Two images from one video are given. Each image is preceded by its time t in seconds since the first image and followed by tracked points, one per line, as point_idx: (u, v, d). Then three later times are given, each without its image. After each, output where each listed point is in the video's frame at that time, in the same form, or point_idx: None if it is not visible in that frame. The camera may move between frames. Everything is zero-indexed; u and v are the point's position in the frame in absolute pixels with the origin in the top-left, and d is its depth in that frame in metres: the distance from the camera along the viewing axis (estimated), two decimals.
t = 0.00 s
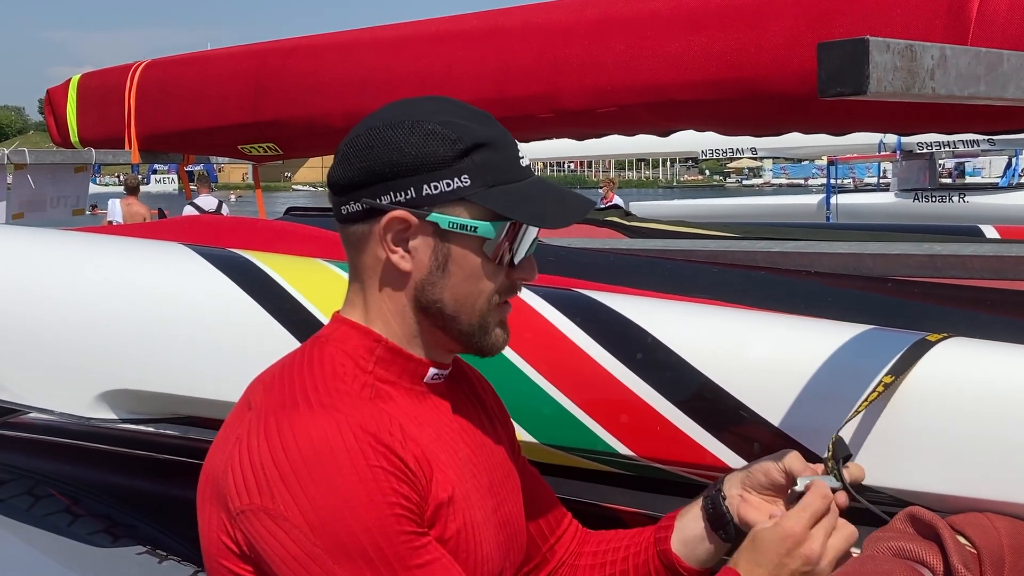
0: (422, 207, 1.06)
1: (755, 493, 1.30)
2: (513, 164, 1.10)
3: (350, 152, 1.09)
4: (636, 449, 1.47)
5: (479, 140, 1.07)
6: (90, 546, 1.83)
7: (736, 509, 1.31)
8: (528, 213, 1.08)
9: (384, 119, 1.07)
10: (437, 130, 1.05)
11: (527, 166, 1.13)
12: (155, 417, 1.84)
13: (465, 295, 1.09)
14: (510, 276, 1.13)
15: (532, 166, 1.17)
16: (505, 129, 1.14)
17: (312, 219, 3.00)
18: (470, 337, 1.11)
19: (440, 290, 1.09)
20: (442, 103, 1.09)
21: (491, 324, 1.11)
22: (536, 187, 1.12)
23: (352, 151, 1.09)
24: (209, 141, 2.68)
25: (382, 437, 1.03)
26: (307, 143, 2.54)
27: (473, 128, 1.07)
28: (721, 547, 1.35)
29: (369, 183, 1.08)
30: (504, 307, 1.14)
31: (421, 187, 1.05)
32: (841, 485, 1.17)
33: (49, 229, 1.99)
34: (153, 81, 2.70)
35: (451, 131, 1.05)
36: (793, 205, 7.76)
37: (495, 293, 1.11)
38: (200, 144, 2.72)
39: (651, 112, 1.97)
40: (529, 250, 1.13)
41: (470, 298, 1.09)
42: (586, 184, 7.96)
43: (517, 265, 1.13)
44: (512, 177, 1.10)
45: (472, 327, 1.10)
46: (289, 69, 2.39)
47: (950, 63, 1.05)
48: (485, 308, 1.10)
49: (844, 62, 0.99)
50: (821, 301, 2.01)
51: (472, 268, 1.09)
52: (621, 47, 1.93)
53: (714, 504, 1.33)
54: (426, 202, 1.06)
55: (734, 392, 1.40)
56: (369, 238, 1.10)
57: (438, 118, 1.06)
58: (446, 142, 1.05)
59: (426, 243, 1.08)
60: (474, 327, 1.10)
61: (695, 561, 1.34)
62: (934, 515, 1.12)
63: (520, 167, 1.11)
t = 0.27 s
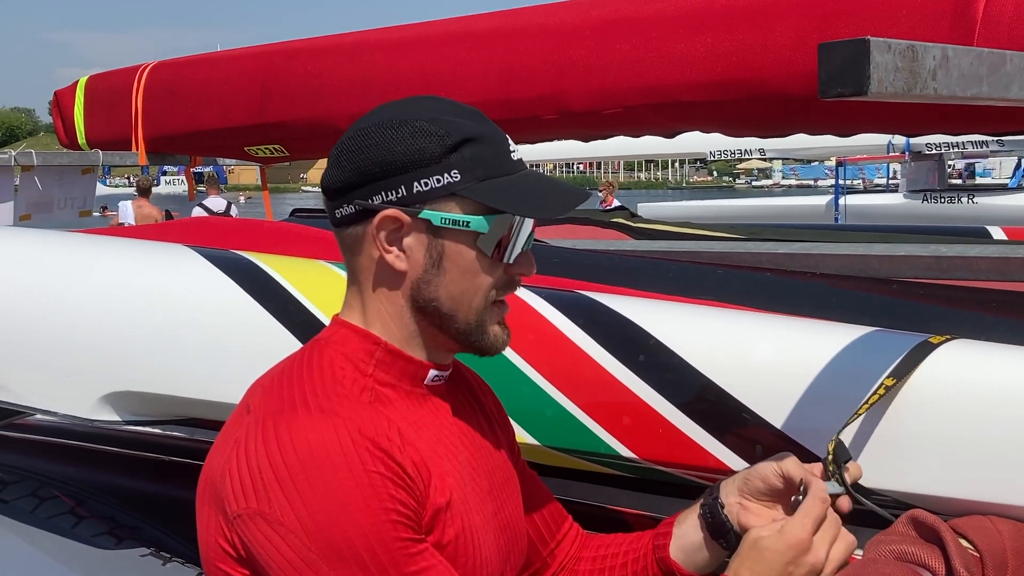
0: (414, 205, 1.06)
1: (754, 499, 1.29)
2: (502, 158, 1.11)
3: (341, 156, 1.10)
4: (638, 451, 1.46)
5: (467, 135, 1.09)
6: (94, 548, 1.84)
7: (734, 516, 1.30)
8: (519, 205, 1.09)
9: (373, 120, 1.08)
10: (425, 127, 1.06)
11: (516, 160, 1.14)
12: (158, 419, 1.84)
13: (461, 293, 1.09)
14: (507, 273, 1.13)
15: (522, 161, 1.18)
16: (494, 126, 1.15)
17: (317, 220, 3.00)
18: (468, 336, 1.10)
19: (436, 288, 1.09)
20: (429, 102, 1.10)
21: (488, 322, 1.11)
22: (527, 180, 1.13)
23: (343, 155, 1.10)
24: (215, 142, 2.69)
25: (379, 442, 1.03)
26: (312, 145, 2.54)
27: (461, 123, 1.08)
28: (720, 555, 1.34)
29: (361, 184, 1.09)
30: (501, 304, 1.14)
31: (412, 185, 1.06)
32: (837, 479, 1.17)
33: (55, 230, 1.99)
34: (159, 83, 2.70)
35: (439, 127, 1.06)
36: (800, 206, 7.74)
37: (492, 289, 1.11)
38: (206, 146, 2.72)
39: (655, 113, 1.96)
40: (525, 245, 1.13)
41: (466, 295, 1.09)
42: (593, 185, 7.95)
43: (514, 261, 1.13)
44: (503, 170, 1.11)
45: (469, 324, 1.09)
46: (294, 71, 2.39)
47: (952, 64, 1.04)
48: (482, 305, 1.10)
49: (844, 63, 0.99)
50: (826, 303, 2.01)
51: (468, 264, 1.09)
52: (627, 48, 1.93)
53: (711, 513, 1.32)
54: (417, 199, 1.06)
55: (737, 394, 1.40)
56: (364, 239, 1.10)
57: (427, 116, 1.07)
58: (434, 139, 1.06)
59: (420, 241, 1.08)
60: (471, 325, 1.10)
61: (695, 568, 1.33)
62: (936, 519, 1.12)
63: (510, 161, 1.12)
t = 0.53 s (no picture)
0: (414, 205, 1.07)
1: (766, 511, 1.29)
2: (504, 159, 1.11)
3: (342, 155, 1.11)
4: (642, 454, 1.45)
5: (469, 136, 1.09)
6: (101, 550, 1.84)
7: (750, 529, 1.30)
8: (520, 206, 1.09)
9: (375, 120, 1.09)
10: (427, 128, 1.07)
11: (518, 162, 1.14)
12: (165, 421, 1.85)
13: (462, 293, 1.09)
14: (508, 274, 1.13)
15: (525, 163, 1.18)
16: (496, 127, 1.16)
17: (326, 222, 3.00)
18: (469, 335, 1.10)
19: (436, 288, 1.09)
20: (431, 102, 1.11)
21: (488, 322, 1.11)
22: (528, 182, 1.13)
23: (344, 154, 1.11)
24: (224, 144, 2.69)
25: (369, 441, 1.03)
26: (321, 146, 2.54)
27: (462, 124, 1.08)
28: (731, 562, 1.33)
29: (361, 184, 1.09)
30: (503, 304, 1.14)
31: (413, 185, 1.07)
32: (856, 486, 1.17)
33: (64, 232, 2.00)
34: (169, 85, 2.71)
35: (440, 127, 1.07)
36: (813, 207, 7.70)
37: (492, 290, 1.11)
38: (215, 148, 2.73)
39: (663, 114, 1.95)
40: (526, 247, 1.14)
41: (466, 294, 1.09)
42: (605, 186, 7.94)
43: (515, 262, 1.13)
44: (504, 171, 1.11)
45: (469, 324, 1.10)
46: (303, 72, 2.39)
47: (956, 65, 1.03)
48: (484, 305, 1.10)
49: (846, 64, 0.98)
50: (835, 305, 1.99)
51: (468, 264, 1.09)
52: (634, 49, 1.92)
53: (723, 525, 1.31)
54: (418, 199, 1.07)
55: (741, 397, 1.39)
56: (363, 239, 1.11)
57: (428, 116, 1.08)
58: (436, 139, 1.07)
59: (420, 241, 1.09)
60: (471, 325, 1.10)
61: None
62: (941, 524, 1.11)
63: (511, 162, 1.12)
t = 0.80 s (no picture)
0: (419, 205, 1.07)
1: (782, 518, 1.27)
2: (510, 158, 1.10)
3: (350, 155, 1.11)
4: (650, 457, 1.45)
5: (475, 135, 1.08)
6: (112, 551, 1.85)
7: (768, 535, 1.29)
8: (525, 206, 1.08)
9: (382, 120, 1.09)
10: (432, 127, 1.07)
11: (526, 161, 1.13)
12: (176, 423, 1.85)
13: (467, 293, 1.09)
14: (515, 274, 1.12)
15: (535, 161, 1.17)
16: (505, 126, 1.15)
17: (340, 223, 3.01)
18: (474, 336, 1.10)
19: (441, 289, 1.09)
20: (438, 102, 1.10)
21: (495, 323, 1.11)
22: (535, 181, 1.12)
23: (352, 154, 1.11)
24: (239, 145, 2.70)
25: (361, 451, 1.02)
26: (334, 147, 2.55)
27: (468, 123, 1.08)
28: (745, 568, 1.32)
29: (368, 184, 1.09)
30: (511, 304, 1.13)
31: (417, 184, 1.06)
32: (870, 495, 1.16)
33: (78, 233, 2.01)
34: (185, 86, 2.72)
35: (445, 127, 1.06)
36: (831, 207, 7.65)
37: (498, 291, 1.10)
38: (230, 149, 2.74)
39: (677, 115, 1.94)
40: (533, 247, 1.13)
41: (472, 295, 1.09)
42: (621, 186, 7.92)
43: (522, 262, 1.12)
44: (510, 170, 1.10)
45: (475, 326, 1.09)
46: (317, 74, 2.40)
47: (965, 66, 1.02)
48: (490, 305, 1.10)
49: (853, 65, 0.97)
50: (848, 307, 1.98)
51: (473, 264, 1.08)
52: (648, 50, 1.91)
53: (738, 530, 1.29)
54: (422, 199, 1.06)
55: (750, 401, 1.38)
56: (370, 239, 1.11)
57: (434, 116, 1.08)
58: (440, 138, 1.06)
59: (425, 241, 1.09)
60: (477, 326, 1.09)
61: None
62: (951, 529, 1.10)
63: (518, 161, 1.11)
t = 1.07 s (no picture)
0: (405, 204, 1.07)
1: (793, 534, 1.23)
2: (496, 150, 1.08)
3: (354, 163, 1.13)
4: (658, 461, 1.43)
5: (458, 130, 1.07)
6: (123, 552, 1.86)
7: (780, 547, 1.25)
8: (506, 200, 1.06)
9: (376, 125, 1.10)
10: (414, 126, 1.06)
11: (517, 152, 1.10)
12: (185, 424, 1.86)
13: (463, 291, 1.07)
14: (517, 271, 1.09)
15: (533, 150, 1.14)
16: (501, 118, 1.12)
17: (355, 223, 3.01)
18: (477, 336, 1.08)
19: (436, 288, 1.08)
20: (430, 100, 1.10)
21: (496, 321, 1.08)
22: (524, 173, 1.09)
23: (354, 161, 1.12)
24: (255, 145, 2.71)
25: (325, 453, 0.98)
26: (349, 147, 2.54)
27: (449, 119, 1.06)
28: None
29: (365, 188, 1.11)
30: (515, 302, 1.10)
31: (402, 184, 1.07)
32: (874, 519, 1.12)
33: (92, 234, 2.01)
34: (202, 86, 2.73)
35: (426, 124, 1.06)
36: (853, 207, 7.59)
37: (498, 288, 1.08)
38: (246, 149, 2.75)
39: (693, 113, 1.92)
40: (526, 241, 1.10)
41: (468, 294, 1.07)
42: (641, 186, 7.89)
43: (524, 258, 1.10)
44: (496, 163, 1.08)
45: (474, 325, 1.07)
46: (332, 73, 2.39)
47: (977, 63, 1.00)
48: (490, 303, 1.08)
49: (861, 62, 0.95)
50: (864, 309, 1.95)
51: (466, 262, 1.07)
52: (663, 48, 1.89)
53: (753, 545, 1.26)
54: (407, 198, 1.07)
55: (760, 405, 1.36)
56: (371, 247, 1.12)
57: (419, 114, 1.08)
58: (421, 136, 1.06)
59: (416, 242, 1.08)
60: (476, 325, 1.07)
61: None
62: (960, 535, 1.07)
63: (507, 152, 1.09)
